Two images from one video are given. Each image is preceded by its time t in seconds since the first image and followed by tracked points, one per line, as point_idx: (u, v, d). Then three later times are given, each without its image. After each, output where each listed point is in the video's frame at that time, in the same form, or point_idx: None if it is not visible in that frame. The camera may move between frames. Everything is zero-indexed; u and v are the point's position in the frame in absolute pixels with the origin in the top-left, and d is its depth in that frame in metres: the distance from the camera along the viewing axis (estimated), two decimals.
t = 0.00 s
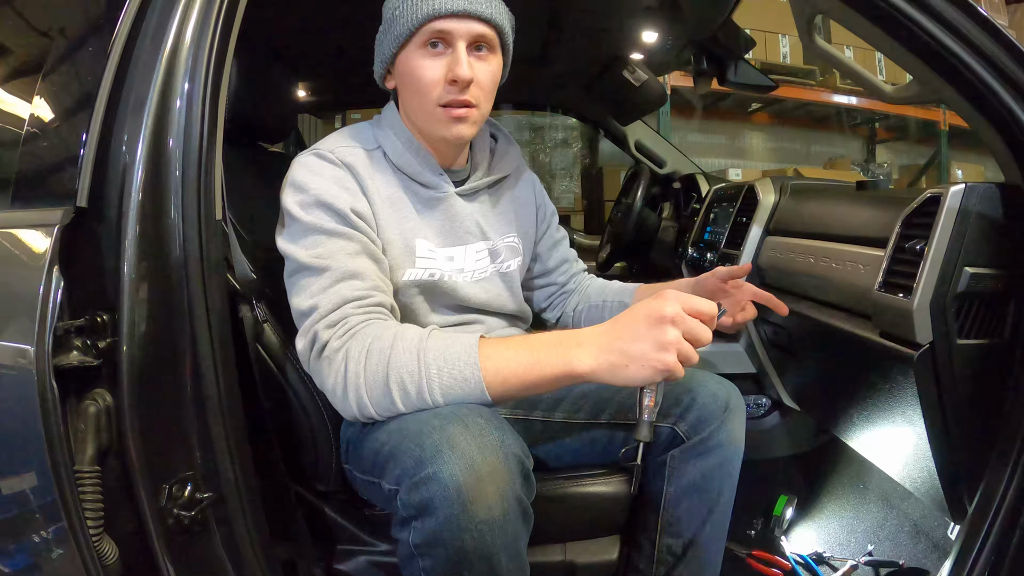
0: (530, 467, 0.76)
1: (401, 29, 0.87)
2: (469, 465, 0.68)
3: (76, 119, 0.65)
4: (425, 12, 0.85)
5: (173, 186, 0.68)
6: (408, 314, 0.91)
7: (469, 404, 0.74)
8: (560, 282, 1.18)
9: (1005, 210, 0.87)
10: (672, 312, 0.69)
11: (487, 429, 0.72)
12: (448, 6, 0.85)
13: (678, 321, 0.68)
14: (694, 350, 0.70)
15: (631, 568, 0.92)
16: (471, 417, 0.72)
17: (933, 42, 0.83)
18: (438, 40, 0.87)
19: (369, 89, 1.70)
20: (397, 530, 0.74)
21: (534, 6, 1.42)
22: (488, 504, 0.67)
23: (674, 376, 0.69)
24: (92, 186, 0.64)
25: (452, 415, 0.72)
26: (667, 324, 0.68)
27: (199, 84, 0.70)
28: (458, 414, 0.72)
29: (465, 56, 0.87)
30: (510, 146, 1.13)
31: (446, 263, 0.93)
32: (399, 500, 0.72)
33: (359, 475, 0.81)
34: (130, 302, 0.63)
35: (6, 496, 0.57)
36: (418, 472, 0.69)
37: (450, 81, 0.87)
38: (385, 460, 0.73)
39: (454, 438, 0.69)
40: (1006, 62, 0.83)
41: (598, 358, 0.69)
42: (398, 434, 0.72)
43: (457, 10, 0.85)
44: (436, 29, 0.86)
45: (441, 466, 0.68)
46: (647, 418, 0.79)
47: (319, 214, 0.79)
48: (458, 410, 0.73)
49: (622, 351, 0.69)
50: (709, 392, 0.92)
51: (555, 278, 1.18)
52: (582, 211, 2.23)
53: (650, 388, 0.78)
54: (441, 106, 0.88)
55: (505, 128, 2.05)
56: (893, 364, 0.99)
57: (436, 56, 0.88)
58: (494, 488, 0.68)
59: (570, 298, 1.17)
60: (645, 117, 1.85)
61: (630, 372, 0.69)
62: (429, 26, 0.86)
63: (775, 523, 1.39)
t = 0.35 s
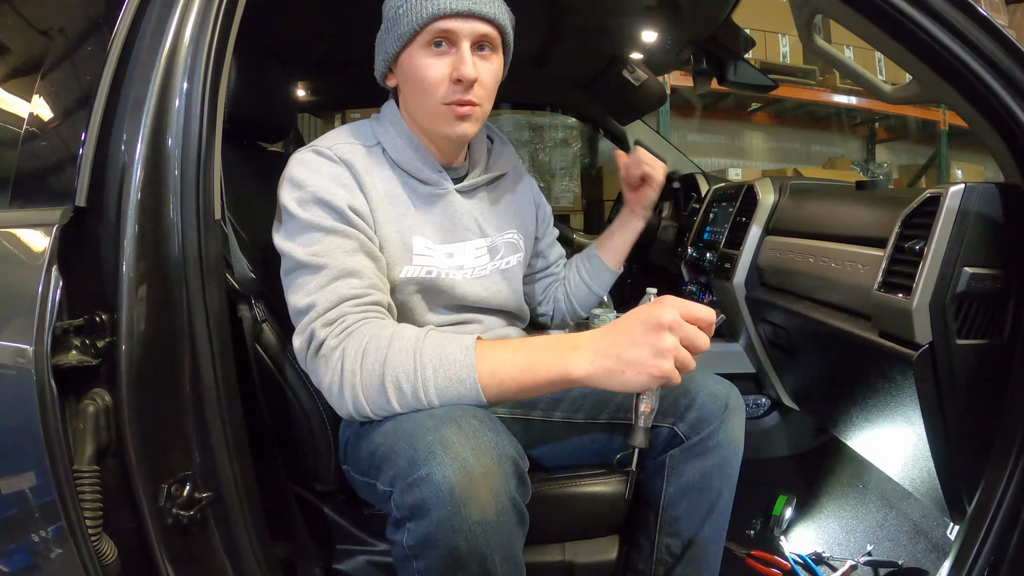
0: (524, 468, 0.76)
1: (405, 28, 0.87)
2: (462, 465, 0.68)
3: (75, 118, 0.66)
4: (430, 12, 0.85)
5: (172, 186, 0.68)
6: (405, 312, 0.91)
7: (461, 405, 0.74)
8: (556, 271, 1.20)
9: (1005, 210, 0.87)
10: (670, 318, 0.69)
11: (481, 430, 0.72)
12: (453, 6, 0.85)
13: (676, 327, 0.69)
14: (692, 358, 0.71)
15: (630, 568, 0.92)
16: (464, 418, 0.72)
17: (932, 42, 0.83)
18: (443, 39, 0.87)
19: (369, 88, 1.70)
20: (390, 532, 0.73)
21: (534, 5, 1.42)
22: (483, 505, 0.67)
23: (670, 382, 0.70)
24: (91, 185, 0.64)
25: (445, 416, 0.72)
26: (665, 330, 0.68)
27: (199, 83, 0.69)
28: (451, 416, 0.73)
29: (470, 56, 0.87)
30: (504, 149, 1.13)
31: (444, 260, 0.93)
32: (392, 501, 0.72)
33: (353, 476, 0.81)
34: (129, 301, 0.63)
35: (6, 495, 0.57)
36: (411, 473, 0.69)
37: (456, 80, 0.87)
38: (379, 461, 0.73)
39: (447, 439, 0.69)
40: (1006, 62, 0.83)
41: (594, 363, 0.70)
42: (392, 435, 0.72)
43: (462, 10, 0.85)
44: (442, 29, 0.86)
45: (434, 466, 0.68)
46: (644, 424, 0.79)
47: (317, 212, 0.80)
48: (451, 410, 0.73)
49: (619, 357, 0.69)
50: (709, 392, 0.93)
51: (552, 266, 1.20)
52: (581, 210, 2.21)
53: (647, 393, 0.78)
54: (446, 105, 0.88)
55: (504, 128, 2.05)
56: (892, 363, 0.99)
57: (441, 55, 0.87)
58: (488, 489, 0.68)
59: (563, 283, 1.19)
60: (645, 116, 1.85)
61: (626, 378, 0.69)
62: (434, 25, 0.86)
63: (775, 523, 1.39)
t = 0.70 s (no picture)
0: (529, 466, 0.76)
1: (406, 29, 0.87)
2: (467, 463, 0.68)
3: (75, 117, 0.65)
4: (429, 12, 0.85)
5: (173, 184, 0.68)
6: (412, 306, 0.91)
7: (468, 403, 0.74)
8: (558, 272, 1.20)
9: (1007, 209, 0.87)
10: (679, 332, 0.69)
11: (486, 427, 0.72)
12: (451, 5, 0.85)
13: (684, 341, 0.69)
14: (699, 372, 0.70)
15: (632, 568, 0.92)
16: (470, 416, 0.72)
17: (935, 41, 0.83)
18: (443, 39, 0.87)
19: (370, 87, 1.70)
20: (395, 529, 0.73)
21: (536, 4, 1.42)
22: (487, 503, 0.67)
23: (676, 397, 0.69)
24: (92, 184, 0.64)
25: (451, 414, 0.72)
26: (674, 343, 0.68)
27: (200, 82, 0.69)
28: (457, 413, 0.72)
29: (470, 53, 0.87)
30: (505, 150, 1.13)
31: (448, 255, 0.93)
32: (397, 499, 0.72)
33: (358, 474, 0.81)
34: (131, 300, 0.63)
35: (7, 495, 0.57)
36: (416, 470, 0.69)
37: (457, 78, 0.87)
38: (384, 458, 0.73)
39: (453, 436, 0.69)
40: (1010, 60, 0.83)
41: (601, 372, 0.69)
42: (398, 432, 0.72)
43: (460, 9, 0.85)
44: (441, 28, 0.86)
45: (439, 464, 0.67)
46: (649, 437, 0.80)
47: (327, 203, 0.80)
48: (457, 408, 0.73)
49: (625, 367, 0.69)
50: (710, 391, 0.93)
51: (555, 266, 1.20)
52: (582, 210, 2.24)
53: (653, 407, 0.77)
54: (449, 102, 0.88)
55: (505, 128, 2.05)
56: (895, 363, 0.99)
57: (441, 54, 0.87)
58: (493, 487, 0.68)
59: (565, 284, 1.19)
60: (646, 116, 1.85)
61: (632, 390, 0.69)
62: (433, 25, 0.86)
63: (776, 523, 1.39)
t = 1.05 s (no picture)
0: (534, 467, 0.76)
1: (415, 27, 0.87)
2: (473, 464, 0.68)
3: (78, 117, 0.65)
4: (441, 12, 0.85)
5: (176, 185, 0.67)
6: (415, 307, 0.91)
7: (473, 404, 0.74)
8: (556, 277, 1.18)
9: (1011, 210, 0.87)
10: (686, 331, 0.69)
11: (491, 428, 0.72)
12: (463, 5, 0.85)
13: (691, 340, 0.69)
14: (704, 371, 0.70)
15: (635, 568, 0.91)
16: (475, 417, 0.72)
17: (938, 42, 0.83)
18: (452, 39, 0.87)
19: (371, 88, 1.70)
20: (399, 530, 0.73)
21: (538, 5, 1.42)
22: (493, 504, 0.67)
23: (681, 396, 0.69)
24: (95, 184, 0.64)
25: (456, 415, 0.72)
26: (681, 342, 0.68)
27: (203, 83, 0.69)
28: (463, 414, 0.72)
29: (479, 55, 0.87)
30: (508, 148, 1.12)
31: (452, 255, 0.93)
32: (402, 500, 0.72)
33: (361, 475, 0.81)
34: (134, 301, 0.63)
35: (8, 494, 0.57)
36: (421, 471, 0.69)
37: (465, 79, 0.87)
38: (389, 459, 0.73)
39: (458, 437, 0.69)
40: (1013, 62, 0.83)
41: (608, 371, 0.69)
42: (402, 433, 0.72)
43: (472, 10, 0.86)
44: (451, 29, 0.86)
45: (444, 465, 0.67)
46: (654, 434, 0.80)
47: (330, 205, 0.80)
48: (462, 409, 0.73)
49: (632, 366, 0.69)
50: (714, 391, 0.93)
51: (553, 273, 1.18)
52: (585, 209, 2.23)
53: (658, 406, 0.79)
54: (455, 103, 0.88)
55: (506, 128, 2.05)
56: (897, 363, 0.99)
57: (450, 54, 0.87)
58: (498, 488, 0.68)
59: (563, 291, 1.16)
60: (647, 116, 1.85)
61: (638, 389, 0.69)
62: (444, 25, 0.86)
63: (778, 522, 1.39)
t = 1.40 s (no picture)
0: (538, 468, 0.76)
1: (414, 29, 0.87)
2: (477, 464, 0.68)
3: (81, 119, 0.66)
4: (440, 15, 0.85)
5: (180, 186, 0.67)
6: (416, 310, 0.91)
7: (476, 406, 0.74)
8: (557, 278, 1.18)
9: (1011, 212, 0.87)
10: (687, 332, 0.69)
11: (495, 429, 0.72)
12: (462, 10, 0.85)
13: (692, 341, 0.68)
14: (704, 371, 0.70)
15: (636, 569, 0.92)
16: (478, 418, 0.73)
17: (938, 44, 0.83)
18: (451, 42, 0.87)
19: (372, 89, 1.70)
20: (403, 531, 0.73)
21: (539, 6, 1.42)
22: (497, 504, 0.67)
23: (683, 397, 0.69)
24: (98, 186, 0.64)
25: (459, 416, 0.72)
26: (682, 343, 0.68)
27: (206, 84, 0.69)
28: (467, 415, 0.73)
29: (476, 60, 0.87)
30: (505, 148, 1.13)
31: (451, 257, 0.93)
32: (406, 501, 0.72)
33: (365, 476, 0.81)
34: (138, 302, 0.63)
35: (10, 494, 0.57)
36: (425, 471, 0.69)
37: (461, 84, 0.87)
38: (393, 460, 0.74)
39: (462, 439, 0.69)
40: (1013, 64, 0.83)
41: (610, 372, 0.69)
42: (406, 435, 0.73)
43: (472, 15, 0.86)
44: (450, 33, 0.86)
45: (449, 466, 0.68)
46: (655, 433, 0.80)
47: (329, 209, 0.80)
48: (466, 410, 0.73)
49: (634, 367, 0.69)
50: (715, 392, 0.93)
51: (554, 273, 1.18)
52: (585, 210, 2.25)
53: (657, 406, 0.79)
54: (449, 107, 0.88)
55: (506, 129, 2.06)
56: (898, 365, 0.99)
57: (447, 58, 0.87)
58: (501, 488, 0.68)
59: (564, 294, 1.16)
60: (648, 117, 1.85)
61: (640, 388, 0.68)
62: (443, 28, 0.86)
63: (779, 523, 1.39)
